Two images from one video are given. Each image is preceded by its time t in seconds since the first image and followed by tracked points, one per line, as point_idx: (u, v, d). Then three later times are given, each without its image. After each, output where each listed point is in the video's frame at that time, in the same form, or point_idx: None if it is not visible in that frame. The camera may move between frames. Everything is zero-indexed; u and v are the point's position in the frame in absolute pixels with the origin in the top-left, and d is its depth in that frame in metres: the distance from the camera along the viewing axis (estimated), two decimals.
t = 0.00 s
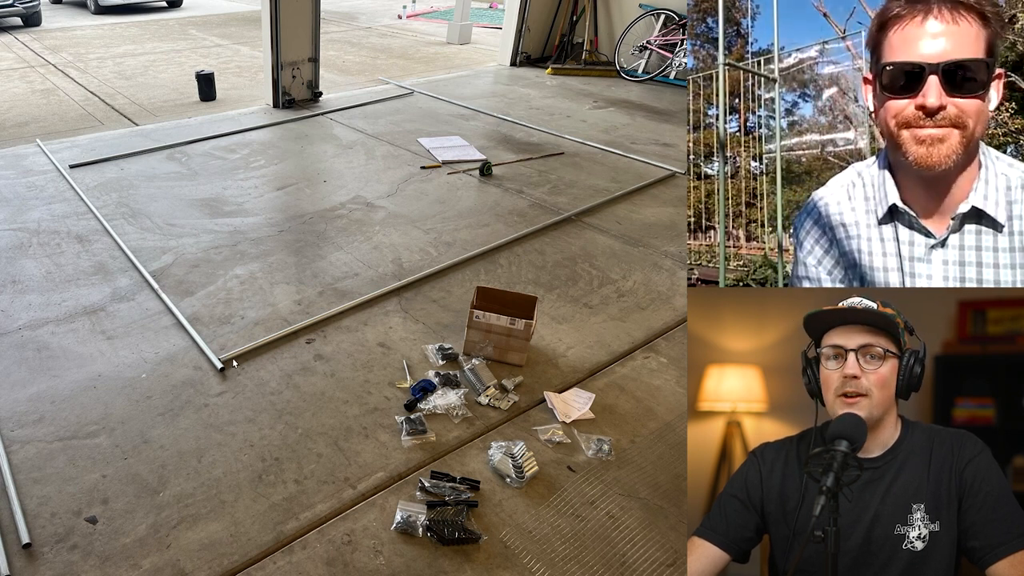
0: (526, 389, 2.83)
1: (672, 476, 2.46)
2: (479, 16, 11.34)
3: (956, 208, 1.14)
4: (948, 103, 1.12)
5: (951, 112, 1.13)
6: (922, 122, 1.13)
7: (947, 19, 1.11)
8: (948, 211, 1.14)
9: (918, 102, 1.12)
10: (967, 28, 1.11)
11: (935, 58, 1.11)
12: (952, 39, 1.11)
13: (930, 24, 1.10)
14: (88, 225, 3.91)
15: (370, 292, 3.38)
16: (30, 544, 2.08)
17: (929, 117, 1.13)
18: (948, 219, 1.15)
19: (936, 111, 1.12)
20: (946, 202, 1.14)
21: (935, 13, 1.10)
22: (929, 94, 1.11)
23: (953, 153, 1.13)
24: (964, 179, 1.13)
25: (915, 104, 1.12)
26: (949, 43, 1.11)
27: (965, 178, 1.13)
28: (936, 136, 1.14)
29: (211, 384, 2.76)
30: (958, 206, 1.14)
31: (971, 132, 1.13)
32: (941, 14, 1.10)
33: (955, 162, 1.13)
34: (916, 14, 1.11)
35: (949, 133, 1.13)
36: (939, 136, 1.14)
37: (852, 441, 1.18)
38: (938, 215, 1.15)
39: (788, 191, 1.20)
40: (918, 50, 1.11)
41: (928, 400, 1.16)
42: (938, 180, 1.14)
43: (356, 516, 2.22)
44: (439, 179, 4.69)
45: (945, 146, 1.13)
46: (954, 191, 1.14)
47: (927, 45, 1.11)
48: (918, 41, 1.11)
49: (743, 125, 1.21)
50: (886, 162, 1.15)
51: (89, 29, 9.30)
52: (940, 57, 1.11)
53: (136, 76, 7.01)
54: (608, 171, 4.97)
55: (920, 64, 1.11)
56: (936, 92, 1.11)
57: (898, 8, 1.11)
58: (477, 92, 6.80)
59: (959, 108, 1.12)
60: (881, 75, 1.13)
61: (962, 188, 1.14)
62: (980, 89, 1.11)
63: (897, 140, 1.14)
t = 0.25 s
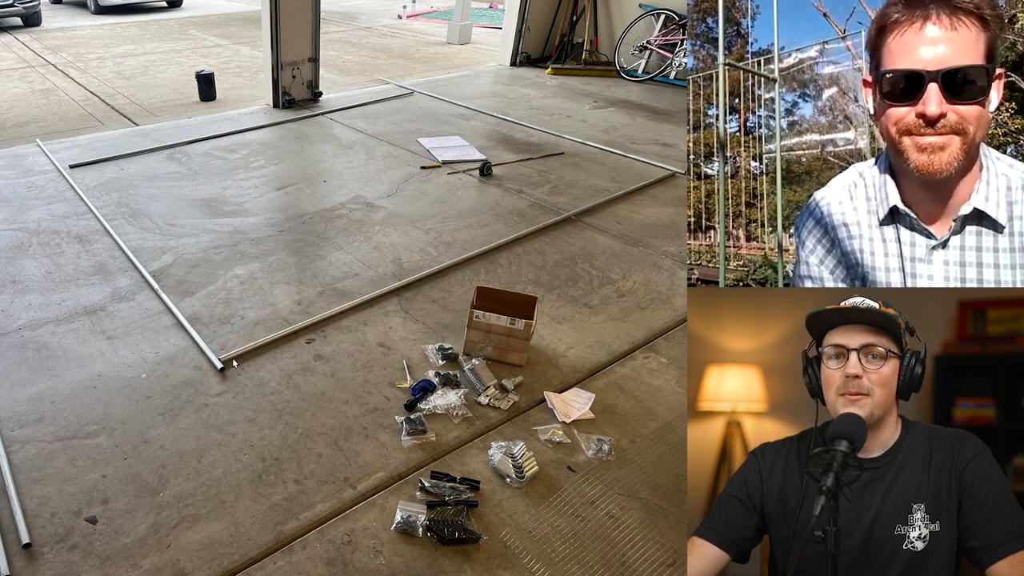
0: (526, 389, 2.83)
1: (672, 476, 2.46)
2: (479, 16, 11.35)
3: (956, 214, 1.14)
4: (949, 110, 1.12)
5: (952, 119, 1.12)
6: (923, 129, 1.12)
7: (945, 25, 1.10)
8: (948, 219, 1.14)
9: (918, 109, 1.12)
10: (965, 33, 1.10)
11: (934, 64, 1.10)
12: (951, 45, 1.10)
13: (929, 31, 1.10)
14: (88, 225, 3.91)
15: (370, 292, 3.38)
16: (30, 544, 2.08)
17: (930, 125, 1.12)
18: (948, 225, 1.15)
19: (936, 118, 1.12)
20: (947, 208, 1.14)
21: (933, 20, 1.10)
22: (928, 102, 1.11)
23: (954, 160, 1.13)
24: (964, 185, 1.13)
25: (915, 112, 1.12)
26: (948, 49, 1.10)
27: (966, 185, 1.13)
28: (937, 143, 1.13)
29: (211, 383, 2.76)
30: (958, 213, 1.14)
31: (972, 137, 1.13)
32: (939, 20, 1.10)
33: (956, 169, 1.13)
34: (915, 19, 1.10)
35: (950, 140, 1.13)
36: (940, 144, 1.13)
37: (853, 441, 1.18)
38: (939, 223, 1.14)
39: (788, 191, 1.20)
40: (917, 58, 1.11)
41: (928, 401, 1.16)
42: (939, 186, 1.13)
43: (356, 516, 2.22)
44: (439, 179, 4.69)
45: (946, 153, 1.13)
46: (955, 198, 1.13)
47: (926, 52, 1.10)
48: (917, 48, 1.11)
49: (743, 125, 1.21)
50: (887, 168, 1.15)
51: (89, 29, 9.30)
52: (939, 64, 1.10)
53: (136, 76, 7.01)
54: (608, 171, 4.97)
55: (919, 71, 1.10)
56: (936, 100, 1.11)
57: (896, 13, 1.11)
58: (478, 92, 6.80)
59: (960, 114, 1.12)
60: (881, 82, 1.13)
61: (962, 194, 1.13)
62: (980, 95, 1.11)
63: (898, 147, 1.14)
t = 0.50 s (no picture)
0: (526, 389, 2.83)
1: (672, 476, 2.46)
2: (479, 16, 11.34)
3: (958, 212, 1.13)
4: (950, 108, 1.11)
5: (952, 117, 1.12)
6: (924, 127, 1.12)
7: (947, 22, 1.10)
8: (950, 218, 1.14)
9: (919, 106, 1.11)
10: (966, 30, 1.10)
11: (936, 61, 1.10)
12: (952, 42, 1.10)
13: (931, 28, 1.10)
14: (88, 225, 3.91)
15: (370, 292, 3.38)
16: (30, 544, 2.08)
17: (931, 122, 1.12)
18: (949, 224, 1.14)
19: (937, 115, 1.11)
20: (948, 207, 1.13)
21: (935, 16, 1.09)
22: (930, 99, 1.11)
23: (954, 158, 1.13)
24: (965, 183, 1.13)
25: (916, 109, 1.11)
26: (949, 47, 1.10)
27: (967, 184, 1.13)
28: (938, 141, 1.13)
29: (211, 383, 2.76)
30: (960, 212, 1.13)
31: (972, 134, 1.13)
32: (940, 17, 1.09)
33: (957, 167, 1.13)
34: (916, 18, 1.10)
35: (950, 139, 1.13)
36: (941, 142, 1.13)
37: (853, 441, 1.18)
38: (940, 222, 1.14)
39: (789, 191, 1.20)
40: (919, 55, 1.10)
41: (928, 402, 1.16)
42: (942, 184, 1.13)
43: (356, 516, 2.22)
44: (439, 179, 4.69)
45: (947, 151, 1.13)
46: (956, 196, 1.13)
47: (928, 49, 1.10)
48: (919, 44, 1.10)
49: (743, 125, 1.21)
50: (888, 165, 1.14)
51: (89, 29, 9.30)
52: (940, 60, 1.10)
53: (136, 76, 7.01)
54: (608, 171, 4.97)
55: (921, 68, 1.10)
56: (937, 97, 1.11)
57: (898, 11, 1.10)
58: (477, 92, 6.80)
59: (960, 112, 1.12)
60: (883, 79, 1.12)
61: (964, 193, 1.13)
62: (981, 92, 1.10)
63: (899, 146, 1.13)
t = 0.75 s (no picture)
0: (526, 389, 2.83)
1: (672, 476, 2.46)
2: (479, 16, 11.34)
3: (957, 205, 1.14)
4: (945, 94, 1.12)
5: (948, 103, 1.13)
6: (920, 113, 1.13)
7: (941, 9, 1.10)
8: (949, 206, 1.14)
9: (914, 93, 1.12)
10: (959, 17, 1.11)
11: (930, 47, 1.10)
12: (946, 29, 1.10)
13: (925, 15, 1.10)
14: (88, 224, 3.91)
15: (370, 292, 3.38)
16: (30, 544, 2.08)
17: (927, 108, 1.13)
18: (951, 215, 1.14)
19: (932, 102, 1.12)
20: (947, 195, 1.14)
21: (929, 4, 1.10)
22: (924, 85, 1.11)
23: (952, 144, 1.13)
24: (963, 170, 1.13)
25: (911, 96, 1.12)
26: (944, 33, 1.10)
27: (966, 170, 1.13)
28: (935, 128, 1.14)
29: (211, 384, 2.76)
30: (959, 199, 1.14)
31: (970, 120, 1.13)
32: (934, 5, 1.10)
33: (956, 153, 1.13)
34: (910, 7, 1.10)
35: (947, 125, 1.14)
36: (938, 128, 1.14)
37: (853, 441, 1.18)
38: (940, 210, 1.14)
39: (788, 191, 1.20)
40: (914, 41, 1.11)
41: (928, 402, 1.16)
42: (941, 170, 1.13)
43: (356, 516, 2.22)
44: (439, 179, 4.69)
45: (944, 137, 1.13)
46: (956, 184, 1.14)
47: (923, 36, 1.10)
48: (914, 32, 1.11)
49: (743, 126, 1.21)
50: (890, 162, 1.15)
51: (89, 29, 9.31)
52: (936, 47, 1.10)
53: (136, 76, 7.01)
54: (608, 171, 4.97)
55: (915, 55, 1.11)
56: (932, 83, 1.11)
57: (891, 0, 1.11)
58: (477, 92, 6.80)
59: (957, 98, 1.12)
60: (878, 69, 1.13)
61: (963, 180, 1.13)
62: (977, 78, 1.11)
63: (896, 133, 1.14)
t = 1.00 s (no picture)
0: (526, 389, 2.83)
1: (672, 476, 2.46)
2: (479, 16, 11.35)
3: (954, 216, 1.14)
4: (937, 113, 1.12)
5: (941, 121, 1.13)
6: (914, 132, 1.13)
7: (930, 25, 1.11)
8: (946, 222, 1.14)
9: (905, 114, 1.13)
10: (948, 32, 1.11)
11: (919, 67, 1.11)
12: (935, 48, 1.11)
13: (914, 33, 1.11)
14: (88, 225, 3.91)
15: (370, 292, 3.38)
16: (30, 544, 2.08)
17: (920, 128, 1.13)
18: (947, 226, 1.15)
19: (924, 121, 1.13)
20: (944, 211, 1.14)
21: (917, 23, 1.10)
22: (916, 106, 1.12)
23: (947, 161, 1.13)
24: (959, 185, 1.13)
25: (903, 117, 1.13)
26: (933, 51, 1.11)
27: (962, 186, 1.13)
28: (929, 146, 1.14)
29: (211, 384, 2.76)
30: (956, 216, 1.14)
31: (965, 136, 1.13)
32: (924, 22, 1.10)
33: (951, 170, 1.13)
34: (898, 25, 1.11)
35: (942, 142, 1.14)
36: (932, 147, 1.14)
37: (852, 441, 1.18)
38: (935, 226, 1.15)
39: (788, 191, 1.20)
40: (903, 62, 1.12)
41: (926, 400, 1.16)
42: (937, 188, 1.13)
43: (356, 516, 2.22)
44: (439, 179, 4.69)
45: (939, 155, 1.14)
46: (952, 200, 1.14)
47: (911, 57, 1.11)
48: (902, 51, 1.12)
49: (743, 125, 1.21)
50: (885, 169, 1.15)
51: (89, 29, 9.31)
52: (925, 66, 1.11)
53: (136, 76, 7.01)
54: (608, 171, 4.97)
55: (905, 75, 1.12)
56: (923, 104, 1.12)
57: (879, 20, 1.12)
58: (477, 92, 6.80)
59: (949, 116, 1.13)
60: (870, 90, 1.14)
61: (960, 196, 1.13)
62: (969, 94, 1.12)
63: (890, 154, 1.15)
